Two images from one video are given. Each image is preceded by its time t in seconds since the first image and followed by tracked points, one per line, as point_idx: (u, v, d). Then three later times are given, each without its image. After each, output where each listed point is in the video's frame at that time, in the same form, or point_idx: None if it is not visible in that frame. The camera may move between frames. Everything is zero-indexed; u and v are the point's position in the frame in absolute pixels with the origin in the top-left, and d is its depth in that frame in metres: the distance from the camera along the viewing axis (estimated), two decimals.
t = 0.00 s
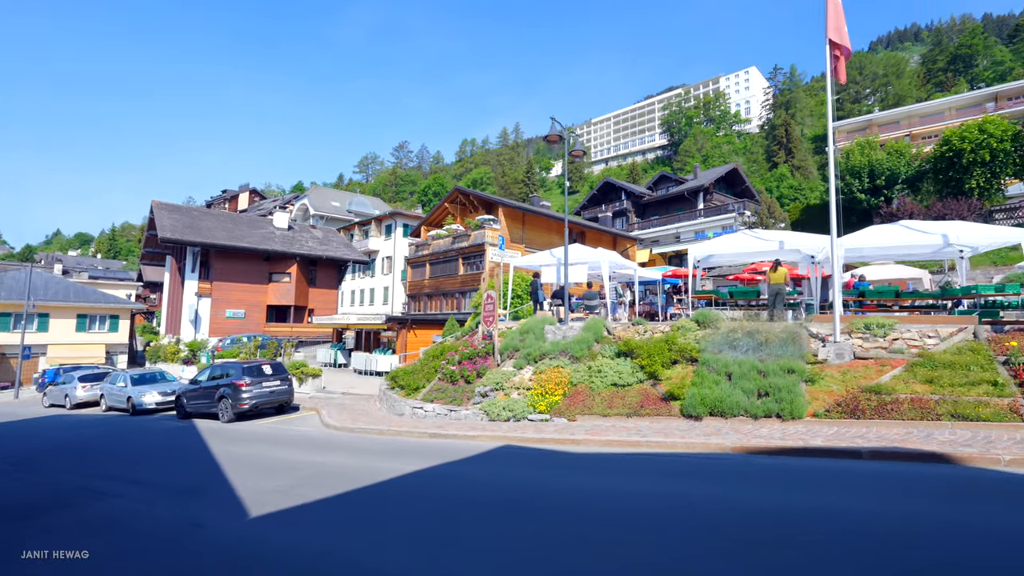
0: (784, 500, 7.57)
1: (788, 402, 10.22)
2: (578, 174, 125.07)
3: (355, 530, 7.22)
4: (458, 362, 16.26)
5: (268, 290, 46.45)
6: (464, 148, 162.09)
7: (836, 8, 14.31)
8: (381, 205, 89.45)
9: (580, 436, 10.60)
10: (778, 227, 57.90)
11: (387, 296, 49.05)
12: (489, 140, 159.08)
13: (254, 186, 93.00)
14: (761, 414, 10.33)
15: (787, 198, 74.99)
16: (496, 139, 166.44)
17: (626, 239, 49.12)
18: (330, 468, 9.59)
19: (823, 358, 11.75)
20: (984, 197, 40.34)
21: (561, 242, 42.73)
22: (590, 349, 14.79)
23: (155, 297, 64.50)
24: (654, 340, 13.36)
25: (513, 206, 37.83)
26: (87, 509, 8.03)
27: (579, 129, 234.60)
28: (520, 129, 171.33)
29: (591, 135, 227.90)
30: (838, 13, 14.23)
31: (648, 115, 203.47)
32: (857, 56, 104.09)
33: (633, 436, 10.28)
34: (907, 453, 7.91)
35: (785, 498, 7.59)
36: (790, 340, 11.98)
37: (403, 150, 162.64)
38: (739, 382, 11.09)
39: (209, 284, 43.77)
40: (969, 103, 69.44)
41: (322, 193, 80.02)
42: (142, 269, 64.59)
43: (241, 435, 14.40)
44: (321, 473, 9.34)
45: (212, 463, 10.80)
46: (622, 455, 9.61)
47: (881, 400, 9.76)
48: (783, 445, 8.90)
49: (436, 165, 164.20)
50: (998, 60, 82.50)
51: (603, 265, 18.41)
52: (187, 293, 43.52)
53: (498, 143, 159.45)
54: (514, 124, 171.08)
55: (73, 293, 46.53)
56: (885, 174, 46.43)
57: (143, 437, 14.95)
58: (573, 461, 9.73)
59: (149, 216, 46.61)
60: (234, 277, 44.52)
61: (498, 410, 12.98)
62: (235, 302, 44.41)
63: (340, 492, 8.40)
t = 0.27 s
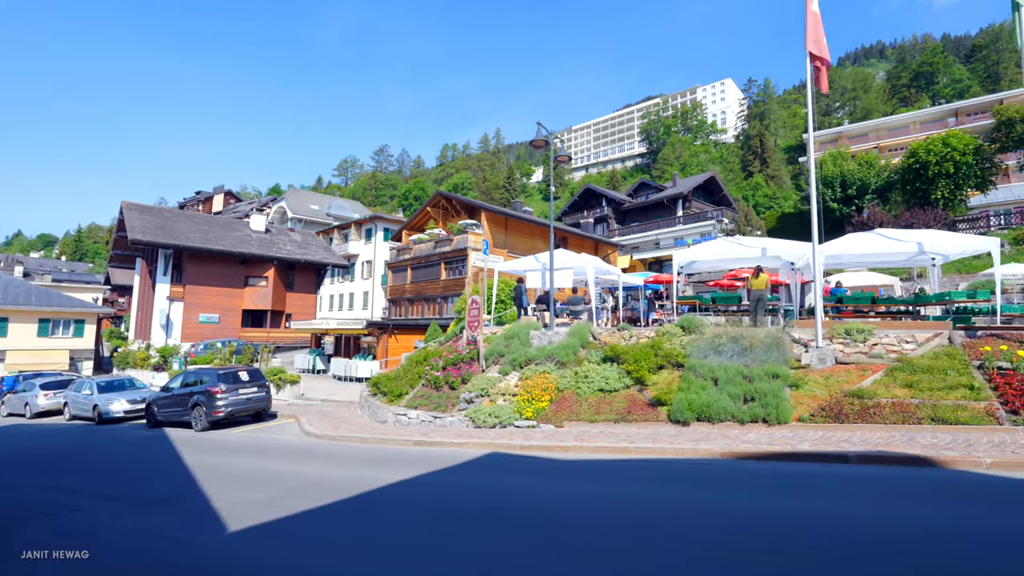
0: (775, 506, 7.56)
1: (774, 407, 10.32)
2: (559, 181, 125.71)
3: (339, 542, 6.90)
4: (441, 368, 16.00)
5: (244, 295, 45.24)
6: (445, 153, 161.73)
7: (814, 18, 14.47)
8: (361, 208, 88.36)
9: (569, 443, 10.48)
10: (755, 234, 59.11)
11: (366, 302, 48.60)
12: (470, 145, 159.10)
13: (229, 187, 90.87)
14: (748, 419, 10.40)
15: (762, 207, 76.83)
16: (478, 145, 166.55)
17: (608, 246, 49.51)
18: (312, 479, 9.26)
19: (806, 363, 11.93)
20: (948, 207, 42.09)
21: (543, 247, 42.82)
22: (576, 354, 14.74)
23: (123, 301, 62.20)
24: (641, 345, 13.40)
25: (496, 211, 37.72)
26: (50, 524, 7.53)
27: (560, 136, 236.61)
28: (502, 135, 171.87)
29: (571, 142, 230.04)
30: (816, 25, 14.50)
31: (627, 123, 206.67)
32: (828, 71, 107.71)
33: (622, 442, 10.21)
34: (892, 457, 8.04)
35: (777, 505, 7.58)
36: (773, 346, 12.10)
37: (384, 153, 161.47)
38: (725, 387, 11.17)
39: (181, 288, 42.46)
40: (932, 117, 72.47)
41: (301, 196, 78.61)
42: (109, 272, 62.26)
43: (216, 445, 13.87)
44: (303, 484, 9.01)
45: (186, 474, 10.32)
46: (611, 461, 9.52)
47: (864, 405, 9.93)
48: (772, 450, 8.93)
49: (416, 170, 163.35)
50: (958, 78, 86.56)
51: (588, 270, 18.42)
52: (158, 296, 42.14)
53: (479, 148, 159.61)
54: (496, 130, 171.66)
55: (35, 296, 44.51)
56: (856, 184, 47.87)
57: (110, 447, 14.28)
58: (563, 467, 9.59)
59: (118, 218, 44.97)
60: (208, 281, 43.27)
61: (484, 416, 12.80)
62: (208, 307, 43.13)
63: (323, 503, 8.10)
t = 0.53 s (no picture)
0: (776, 507, 7.54)
1: (769, 407, 10.36)
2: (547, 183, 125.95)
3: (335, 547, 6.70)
4: (434, 370, 15.82)
5: (229, 296, 44.42)
6: (434, 154, 161.14)
7: (806, 22, 14.62)
8: (349, 209, 87.48)
9: (566, 444, 10.39)
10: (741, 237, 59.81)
11: (354, 303, 48.35)
12: (458, 146, 158.69)
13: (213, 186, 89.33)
14: (744, 419, 10.43)
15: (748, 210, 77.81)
16: (466, 146, 166.19)
17: (597, 247, 49.66)
18: (304, 482, 9.03)
19: (799, 364, 12.00)
20: (929, 212, 43.05)
21: (533, 249, 42.78)
22: (570, 355, 14.67)
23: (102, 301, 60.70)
24: (636, 346, 13.38)
25: (486, 212, 37.54)
26: (29, 532, 7.21)
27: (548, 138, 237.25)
28: (490, 137, 171.91)
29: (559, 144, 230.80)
30: (808, 27, 14.61)
31: (615, 127, 208.24)
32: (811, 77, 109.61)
33: (619, 443, 10.15)
34: (889, 457, 8.09)
35: (777, 505, 7.55)
36: (767, 346, 12.15)
37: (371, 154, 160.29)
38: (721, 387, 11.19)
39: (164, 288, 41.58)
40: (912, 124, 74.15)
41: (287, 195, 77.60)
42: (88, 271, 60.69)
43: (202, 448, 13.51)
44: (295, 488, 8.78)
45: (171, 479, 10.00)
46: (609, 462, 9.44)
47: (858, 405, 10.01)
48: (770, 450, 8.93)
49: (404, 171, 162.44)
50: (936, 86, 88.80)
51: (581, 271, 18.38)
52: (140, 297, 41.19)
53: (467, 150, 159.32)
54: (484, 131, 171.52)
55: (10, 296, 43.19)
56: (841, 188, 48.65)
57: (91, 451, 13.82)
58: (561, 469, 9.48)
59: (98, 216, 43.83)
60: (191, 281, 42.43)
61: (478, 418, 12.67)
62: (192, 307, 42.27)
63: (317, 507, 7.88)
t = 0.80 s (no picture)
0: (781, 510, 7.50)
1: (769, 410, 10.36)
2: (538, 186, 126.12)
3: (335, 555, 6.51)
4: (429, 373, 15.64)
5: (216, 297, 43.73)
6: (424, 155, 160.62)
7: (800, 27, 14.76)
8: (339, 210, 86.75)
9: (566, 448, 10.29)
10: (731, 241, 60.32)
11: (344, 305, 48.00)
12: (449, 148, 158.37)
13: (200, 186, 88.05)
14: (743, 422, 10.43)
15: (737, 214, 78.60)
16: (457, 148, 165.85)
17: (589, 250, 49.73)
18: (300, 489, 8.81)
19: (796, 366, 12.04)
20: (915, 216, 43.78)
21: (525, 251, 42.69)
22: (567, 358, 14.59)
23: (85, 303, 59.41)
24: (633, 349, 13.34)
25: (478, 214, 37.34)
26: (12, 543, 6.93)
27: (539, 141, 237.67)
28: (480, 139, 171.62)
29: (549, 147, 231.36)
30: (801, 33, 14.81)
31: (604, 130, 209.28)
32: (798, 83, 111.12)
33: (620, 447, 10.07)
34: (891, 460, 8.12)
35: (782, 508, 7.51)
36: (764, 349, 12.17)
37: (361, 155, 159.35)
38: (720, 390, 11.17)
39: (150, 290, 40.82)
40: (896, 130, 75.52)
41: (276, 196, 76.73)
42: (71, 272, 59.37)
43: (192, 453, 13.20)
44: (291, 494, 8.57)
45: (161, 486, 9.71)
46: (610, 466, 9.34)
47: (856, 407, 10.05)
48: (772, 453, 8.91)
49: (394, 172, 161.66)
50: (918, 94, 90.61)
51: (576, 273, 18.33)
52: (124, 298, 40.38)
53: (458, 152, 159.06)
54: (475, 133, 171.36)
55: None
56: (829, 192, 49.23)
57: (75, 457, 13.42)
58: (562, 473, 9.37)
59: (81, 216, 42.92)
60: (178, 282, 41.70)
61: (475, 422, 12.53)
62: (178, 309, 41.53)
63: (314, 515, 7.68)
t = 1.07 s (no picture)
0: (786, 515, 7.43)
1: (769, 415, 10.33)
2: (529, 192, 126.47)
3: (333, 566, 6.31)
4: (424, 378, 15.43)
5: (205, 302, 43.10)
6: (416, 160, 160.39)
7: (795, 34, 14.92)
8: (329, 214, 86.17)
9: (566, 454, 10.16)
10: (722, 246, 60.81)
11: (335, 310, 47.60)
12: (440, 153, 158.30)
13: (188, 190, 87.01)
14: (743, 428, 10.38)
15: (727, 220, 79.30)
16: (449, 153, 165.84)
17: (582, 255, 49.79)
18: (295, 498, 8.58)
19: (794, 371, 12.04)
20: (902, 222, 44.49)
21: (519, 255, 42.61)
22: (564, 363, 14.49)
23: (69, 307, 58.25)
24: (631, 354, 13.28)
25: (472, 219, 37.19)
26: None
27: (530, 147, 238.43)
28: (472, 144, 171.80)
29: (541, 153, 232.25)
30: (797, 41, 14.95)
31: (596, 136, 210.65)
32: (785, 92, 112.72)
33: (621, 453, 9.97)
34: (894, 465, 8.10)
35: (787, 514, 7.44)
36: (762, 354, 12.15)
37: (352, 159, 158.71)
38: (720, 395, 11.12)
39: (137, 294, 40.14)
40: (881, 138, 76.81)
41: (266, 199, 76.00)
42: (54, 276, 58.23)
43: (181, 461, 12.87)
44: (286, 503, 8.36)
45: (150, 496, 9.42)
46: (612, 473, 9.21)
47: (855, 412, 10.05)
48: (776, 459, 8.85)
49: (385, 177, 161.16)
50: (902, 103, 92.34)
51: (573, 278, 18.27)
52: (110, 303, 39.65)
53: (450, 157, 159.07)
54: (466, 139, 171.60)
55: None
56: (818, 199, 49.78)
57: (59, 466, 13.03)
58: (563, 479, 9.23)
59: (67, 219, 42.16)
60: (165, 287, 41.05)
61: (472, 428, 12.36)
62: (165, 314, 40.86)
63: (310, 524, 7.47)
